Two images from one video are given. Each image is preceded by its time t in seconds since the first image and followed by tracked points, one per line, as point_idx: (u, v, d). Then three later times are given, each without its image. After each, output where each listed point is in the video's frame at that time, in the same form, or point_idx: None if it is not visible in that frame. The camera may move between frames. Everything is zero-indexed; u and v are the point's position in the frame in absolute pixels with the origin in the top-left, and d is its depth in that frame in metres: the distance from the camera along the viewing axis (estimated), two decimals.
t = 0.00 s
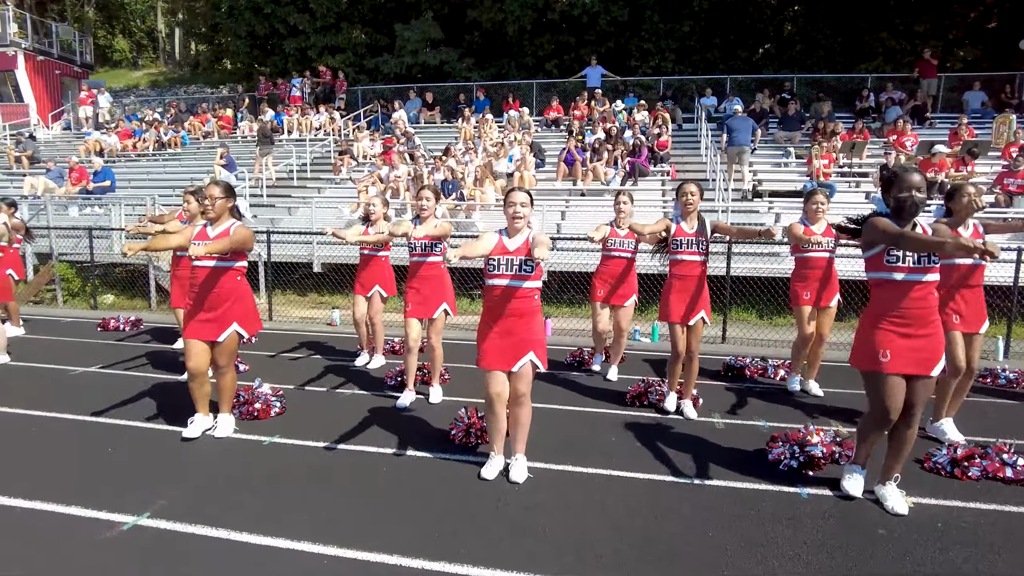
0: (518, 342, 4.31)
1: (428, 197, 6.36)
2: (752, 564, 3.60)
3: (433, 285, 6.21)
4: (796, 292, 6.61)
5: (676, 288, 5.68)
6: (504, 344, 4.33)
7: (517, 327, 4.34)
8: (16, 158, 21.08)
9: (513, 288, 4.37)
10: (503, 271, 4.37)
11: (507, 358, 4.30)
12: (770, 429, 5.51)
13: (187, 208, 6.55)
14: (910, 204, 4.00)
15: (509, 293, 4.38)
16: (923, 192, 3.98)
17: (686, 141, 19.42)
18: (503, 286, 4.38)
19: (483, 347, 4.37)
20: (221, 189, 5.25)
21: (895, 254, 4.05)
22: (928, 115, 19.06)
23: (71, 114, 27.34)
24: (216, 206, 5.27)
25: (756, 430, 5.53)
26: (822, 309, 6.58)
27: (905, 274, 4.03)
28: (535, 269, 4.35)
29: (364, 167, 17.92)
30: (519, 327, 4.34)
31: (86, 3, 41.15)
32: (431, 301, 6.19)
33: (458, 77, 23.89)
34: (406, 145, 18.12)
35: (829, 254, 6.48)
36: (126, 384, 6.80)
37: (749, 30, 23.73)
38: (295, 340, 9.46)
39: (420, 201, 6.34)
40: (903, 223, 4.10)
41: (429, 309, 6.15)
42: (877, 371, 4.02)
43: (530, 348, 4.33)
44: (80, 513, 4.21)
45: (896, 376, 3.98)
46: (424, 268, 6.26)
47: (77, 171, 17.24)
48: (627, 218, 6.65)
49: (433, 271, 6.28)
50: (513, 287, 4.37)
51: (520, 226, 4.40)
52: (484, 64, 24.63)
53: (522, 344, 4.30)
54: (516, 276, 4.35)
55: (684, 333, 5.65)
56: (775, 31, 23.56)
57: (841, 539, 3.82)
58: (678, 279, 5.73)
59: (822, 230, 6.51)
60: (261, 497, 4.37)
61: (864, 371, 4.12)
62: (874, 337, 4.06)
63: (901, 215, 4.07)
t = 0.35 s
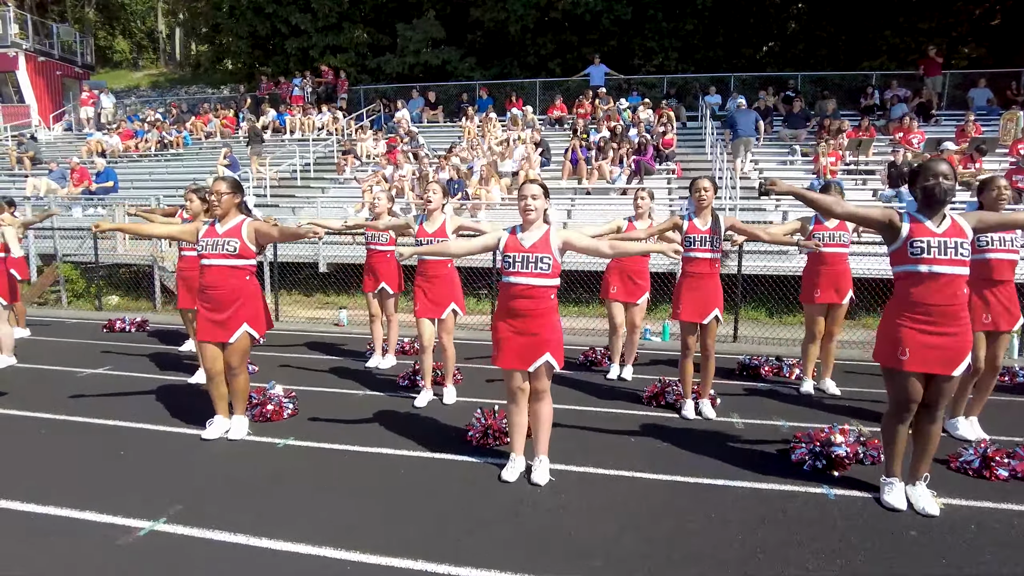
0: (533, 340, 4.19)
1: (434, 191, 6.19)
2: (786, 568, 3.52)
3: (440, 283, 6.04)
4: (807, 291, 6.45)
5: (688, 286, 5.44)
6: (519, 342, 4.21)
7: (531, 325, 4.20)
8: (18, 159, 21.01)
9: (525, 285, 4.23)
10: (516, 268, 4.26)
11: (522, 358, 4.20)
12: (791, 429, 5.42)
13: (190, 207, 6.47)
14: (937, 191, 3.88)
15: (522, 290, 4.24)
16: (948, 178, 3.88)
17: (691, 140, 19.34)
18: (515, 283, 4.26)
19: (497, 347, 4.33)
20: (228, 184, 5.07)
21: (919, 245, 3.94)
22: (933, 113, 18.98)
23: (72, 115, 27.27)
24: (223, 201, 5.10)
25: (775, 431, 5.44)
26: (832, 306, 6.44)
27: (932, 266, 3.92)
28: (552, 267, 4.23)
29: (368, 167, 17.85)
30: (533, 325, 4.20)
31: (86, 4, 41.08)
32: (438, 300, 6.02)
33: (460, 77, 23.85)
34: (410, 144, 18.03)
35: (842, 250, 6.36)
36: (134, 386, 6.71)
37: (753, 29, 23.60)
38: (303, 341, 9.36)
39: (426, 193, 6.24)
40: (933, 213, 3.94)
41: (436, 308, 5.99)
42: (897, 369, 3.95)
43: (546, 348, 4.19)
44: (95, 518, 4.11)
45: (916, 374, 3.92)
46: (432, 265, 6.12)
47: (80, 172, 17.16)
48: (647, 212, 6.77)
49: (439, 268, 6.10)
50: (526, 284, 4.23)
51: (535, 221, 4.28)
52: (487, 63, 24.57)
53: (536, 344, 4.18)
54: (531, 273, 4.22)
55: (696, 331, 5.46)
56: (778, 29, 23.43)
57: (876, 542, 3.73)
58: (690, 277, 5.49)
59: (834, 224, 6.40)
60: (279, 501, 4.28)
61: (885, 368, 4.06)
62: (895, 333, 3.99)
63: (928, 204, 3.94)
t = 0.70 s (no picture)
0: (561, 342, 4.03)
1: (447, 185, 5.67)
2: None
3: (452, 281, 5.75)
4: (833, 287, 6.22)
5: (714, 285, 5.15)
6: (546, 342, 4.05)
7: (559, 326, 4.04)
8: (19, 156, 20.80)
9: (553, 285, 4.06)
10: (543, 269, 4.07)
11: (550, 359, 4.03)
12: (821, 431, 5.25)
13: (199, 204, 6.30)
14: (981, 188, 3.58)
15: (549, 291, 4.07)
16: (995, 175, 3.57)
17: (698, 136, 19.14)
18: (543, 284, 4.08)
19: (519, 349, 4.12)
20: (237, 179, 4.83)
21: (958, 246, 3.66)
22: (942, 108, 18.77)
23: (73, 112, 27.10)
24: (232, 195, 4.84)
25: (806, 433, 5.27)
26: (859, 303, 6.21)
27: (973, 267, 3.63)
28: (581, 267, 4.05)
29: (373, 164, 17.66)
30: (561, 326, 4.04)
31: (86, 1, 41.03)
32: (446, 299, 5.66)
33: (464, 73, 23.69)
34: (414, 141, 17.86)
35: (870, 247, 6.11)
36: (141, 387, 6.51)
37: (759, 24, 23.29)
38: (310, 340, 9.18)
39: (439, 189, 5.68)
40: (975, 211, 3.65)
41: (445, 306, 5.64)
42: (940, 366, 3.68)
43: (576, 347, 4.03)
44: (106, 528, 3.92)
45: (958, 372, 3.63)
46: (442, 261, 5.83)
47: (80, 169, 16.95)
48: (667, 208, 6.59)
49: (451, 265, 5.82)
50: (555, 284, 4.05)
51: (562, 217, 4.08)
52: (491, 60, 24.38)
53: (566, 344, 4.02)
54: (560, 274, 4.05)
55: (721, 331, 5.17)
56: (785, 24, 23.19)
57: (928, 553, 3.54)
58: (716, 276, 5.20)
59: (861, 222, 6.15)
60: (297, 508, 4.10)
61: (925, 365, 3.78)
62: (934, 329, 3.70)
63: (971, 201, 3.65)
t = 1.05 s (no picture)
0: (584, 350, 3.90)
1: (462, 185, 5.55)
2: None
3: (467, 284, 5.64)
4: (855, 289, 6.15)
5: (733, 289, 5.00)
6: (570, 349, 3.93)
7: (582, 332, 3.91)
8: (20, 154, 20.68)
9: (575, 291, 3.92)
10: (565, 275, 3.93)
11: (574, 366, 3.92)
12: (845, 438, 5.17)
13: (206, 204, 6.12)
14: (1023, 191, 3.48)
15: (571, 297, 3.93)
16: None
17: (704, 135, 19.04)
18: (564, 290, 3.94)
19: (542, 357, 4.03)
20: (251, 178, 4.71)
21: (1004, 254, 3.54)
22: (950, 108, 18.67)
23: (74, 110, 26.98)
24: (243, 195, 4.72)
25: (830, 439, 5.17)
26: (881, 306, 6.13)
27: (1020, 276, 3.52)
28: (605, 273, 3.90)
29: (377, 163, 17.55)
30: (584, 332, 3.91)
31: None
32: (460, 301, 5.57)
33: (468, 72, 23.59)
34: (419, 140, 17.75)
35: (894, 249, 6.03)
36: (151, 390, 6.41)
37: (766, 22, 23.08)
38: (319, 342, 9.09)
39: (452, 190, 5.53)
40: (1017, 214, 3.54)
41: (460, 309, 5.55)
42: (979, 375, 3.58)
43: (601, 356, 3.90)
44: (123, 540, 3.81)
45: (999, 381, 3.54)
46: (458, 263, 5.72)
47: (83, 167, 16.82)
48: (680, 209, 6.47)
49: (466, 267, 5.70)
50: (577, 290, 3.92)
51: (586, 222, 3.93)
52: (494, 57, 24.28)
53: (588, 351, 3.90)
54: (583, 279, 3.91)
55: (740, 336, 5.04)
56: (791, 23, 23.05)
57: (970, 567, 3.45)
58: (735, 279, 5.04)
59: (885, 224, 6.06)
60: (317, 518, 3.99)
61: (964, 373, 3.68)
62: (975, 336, 3.60)
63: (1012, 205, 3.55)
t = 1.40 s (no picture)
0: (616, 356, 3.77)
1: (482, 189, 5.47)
2: None
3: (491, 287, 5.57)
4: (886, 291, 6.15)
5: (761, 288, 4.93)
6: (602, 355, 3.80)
7: (615, 338, 3.78)
8: (27, 156, 20.64)
9: (610, 295, 3.81)
10: (600, 278, 3.83)
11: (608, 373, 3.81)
12: (878, 443, 5.12)
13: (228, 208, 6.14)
14: None
15: (605, 301, 3.81)
16: None
17: (713, 137, 18.98)
18: (599, 294, 3.84)
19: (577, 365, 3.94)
20: (279, 181, 4.66)
21: None
22: (958, 110, 18.62)
23: (79, 112, 26.91)
24: (271, 197, 4.67)
25: (863, 444, 5.11)
26: (910, 309, 6.09)
27: None
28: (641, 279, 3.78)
29: (385, 165, 17.47)
30: (616, 338, 3.78)
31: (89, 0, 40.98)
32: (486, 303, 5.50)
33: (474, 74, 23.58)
34: (427, 142, 17.70)
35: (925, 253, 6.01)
36: (171, 394, 6.33)
37: (772, 24, 23.10)
38: (333, 345, 9.02)
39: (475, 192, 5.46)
40: None
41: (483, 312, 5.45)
42: None
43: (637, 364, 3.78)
44: (159, 548, 3.73)
45: None
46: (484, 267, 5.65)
47: (90, 169, 16.76)
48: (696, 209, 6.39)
49: (491, 271, 5.63)
50: (610, 294, 3.80)
51: (622, 225, 3.83)
52: (500, 59, 24.25)
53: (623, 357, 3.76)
54: (617, 283, 3.79)
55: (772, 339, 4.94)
56: (798, 25, 23.04)
57: None
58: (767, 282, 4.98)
59: (917, 226, 6.03)
60: (354, 524, 3.93)
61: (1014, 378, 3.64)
62: None
63: None
